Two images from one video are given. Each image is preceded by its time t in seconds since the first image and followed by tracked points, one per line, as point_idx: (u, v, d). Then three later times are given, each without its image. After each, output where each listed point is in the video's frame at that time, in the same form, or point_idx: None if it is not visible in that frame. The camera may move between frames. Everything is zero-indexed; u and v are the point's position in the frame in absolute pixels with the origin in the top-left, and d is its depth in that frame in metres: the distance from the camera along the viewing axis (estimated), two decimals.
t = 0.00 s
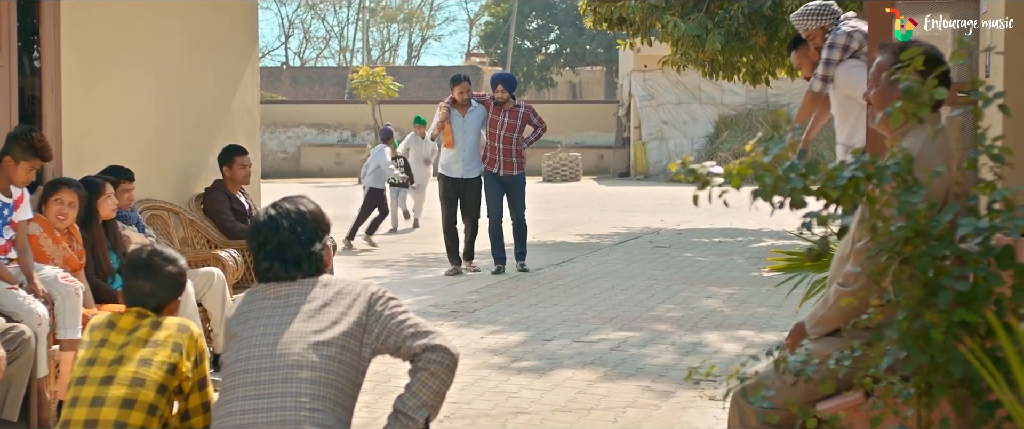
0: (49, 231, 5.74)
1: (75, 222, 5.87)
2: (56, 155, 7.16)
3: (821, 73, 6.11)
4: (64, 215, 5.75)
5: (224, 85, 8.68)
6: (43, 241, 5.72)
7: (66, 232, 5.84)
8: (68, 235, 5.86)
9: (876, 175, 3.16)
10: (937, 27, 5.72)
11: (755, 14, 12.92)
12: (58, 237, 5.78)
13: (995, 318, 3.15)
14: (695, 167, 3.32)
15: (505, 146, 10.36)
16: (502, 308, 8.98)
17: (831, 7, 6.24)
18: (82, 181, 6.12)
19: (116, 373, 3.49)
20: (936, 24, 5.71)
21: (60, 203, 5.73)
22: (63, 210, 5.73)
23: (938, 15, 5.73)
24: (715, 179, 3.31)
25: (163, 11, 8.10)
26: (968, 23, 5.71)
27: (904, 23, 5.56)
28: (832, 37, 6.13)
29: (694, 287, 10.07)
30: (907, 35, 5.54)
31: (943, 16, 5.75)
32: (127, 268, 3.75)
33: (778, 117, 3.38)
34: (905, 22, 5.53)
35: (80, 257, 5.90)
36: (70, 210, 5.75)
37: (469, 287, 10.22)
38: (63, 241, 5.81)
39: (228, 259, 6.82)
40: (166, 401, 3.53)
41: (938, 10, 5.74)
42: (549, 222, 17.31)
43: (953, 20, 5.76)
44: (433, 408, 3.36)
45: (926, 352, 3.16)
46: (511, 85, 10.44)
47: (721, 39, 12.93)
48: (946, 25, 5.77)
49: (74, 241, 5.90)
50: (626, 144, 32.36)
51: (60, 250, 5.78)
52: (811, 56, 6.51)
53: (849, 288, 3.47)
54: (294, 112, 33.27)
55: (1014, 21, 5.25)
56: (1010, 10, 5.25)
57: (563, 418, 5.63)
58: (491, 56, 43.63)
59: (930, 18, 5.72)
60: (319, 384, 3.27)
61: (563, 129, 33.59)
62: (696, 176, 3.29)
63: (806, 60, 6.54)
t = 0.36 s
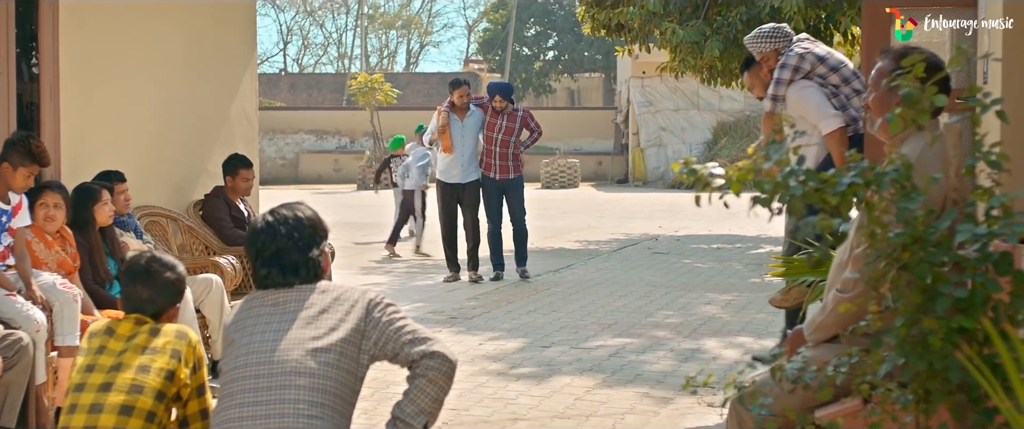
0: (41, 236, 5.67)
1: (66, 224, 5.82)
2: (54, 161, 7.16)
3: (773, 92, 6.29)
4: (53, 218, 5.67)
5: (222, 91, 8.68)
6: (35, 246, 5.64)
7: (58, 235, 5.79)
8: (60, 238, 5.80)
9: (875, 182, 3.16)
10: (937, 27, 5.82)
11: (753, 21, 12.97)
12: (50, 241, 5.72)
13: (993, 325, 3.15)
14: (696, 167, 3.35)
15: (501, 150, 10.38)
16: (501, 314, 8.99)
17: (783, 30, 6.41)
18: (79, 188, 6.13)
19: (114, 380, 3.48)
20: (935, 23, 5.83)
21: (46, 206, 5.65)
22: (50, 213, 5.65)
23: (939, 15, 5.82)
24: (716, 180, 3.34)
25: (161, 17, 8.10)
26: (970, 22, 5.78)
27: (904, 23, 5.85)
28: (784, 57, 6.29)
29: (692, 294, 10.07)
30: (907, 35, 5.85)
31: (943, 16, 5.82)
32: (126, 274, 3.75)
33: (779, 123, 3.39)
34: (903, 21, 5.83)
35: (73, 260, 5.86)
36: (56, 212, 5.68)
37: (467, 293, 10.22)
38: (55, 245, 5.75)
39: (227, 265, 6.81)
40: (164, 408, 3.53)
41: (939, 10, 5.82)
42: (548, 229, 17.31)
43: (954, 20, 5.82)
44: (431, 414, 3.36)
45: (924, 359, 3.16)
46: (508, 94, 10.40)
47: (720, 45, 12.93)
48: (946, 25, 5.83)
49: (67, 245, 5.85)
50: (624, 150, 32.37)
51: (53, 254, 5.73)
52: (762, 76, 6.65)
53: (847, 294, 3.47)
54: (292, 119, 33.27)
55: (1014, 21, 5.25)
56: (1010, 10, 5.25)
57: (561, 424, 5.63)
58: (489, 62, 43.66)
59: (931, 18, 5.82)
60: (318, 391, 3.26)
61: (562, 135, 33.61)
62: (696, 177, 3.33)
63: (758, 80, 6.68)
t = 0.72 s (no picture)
0: (36, 237, 5.70)
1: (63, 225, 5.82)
2: (54, 162, 7.17)
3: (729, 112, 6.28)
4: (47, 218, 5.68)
5: (222, 92, 8.67)
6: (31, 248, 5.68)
7: (54, 236, 5.80)
8: (56, 238, 5.81)
9: (875, 183, 3.16)
10: (936, 27, 5.82)
11: (753, 22, 12.99)
12: (45, 242, 5.74)
13: (994, 326, 3.15)
14: (698, 172, 3.37)
15: (507, 153, 10.30)
16: (501, 315, 8.99)
17: (741, 49, 6.38)
18: (80, 189, 6.12)
19: (115, 381, 3.48)
20: (935, 24, 5.82)
21: (39, 207, 5.68)
22: (43, 213, 5.67)
23: (939, 15, 5.82)
24: (716, 183, 3.38)
25: (161, 17, 8.10)
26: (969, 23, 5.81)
27: (904, 23, 5.83)
28: (741, 75, 6.30)
29: (693, 295, 10.07)
30: (908, 35, 5.84)
31: (943, 16, 5.82)
32: (127, 275, 3.76)
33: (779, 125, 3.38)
34: (903, 22, 5.82)
35: (70, 260, 5.86)
36: (50, 212, 5.69)
37: (467, 294, 10.22)
38: (51, 246, 5.77)
39: (227, 266, 6.81)
40: (164, 409, 3.53)
41: (938, 10, 5.82)
42: (548, 230, 17.31)
43: (953, 20, 5.82)
44: (431, 415, 3.35)
45: (925, 360, 3.16)
46: (518, 99, 10.35)
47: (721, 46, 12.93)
48: (946, 25, 5.84)
49: (63, 245, 5.85)
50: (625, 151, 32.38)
51: (49, 254, 5.74)
52: (720, 93, 6.59)
53: (848, 296, 3.48)
54: (292, 120, 33.28)
55: (1013, 21, 5.24)
56: (1010, 9, 5.23)
57: (561, 425, 5.63)
58: (490, 63, 43.65)
59: (930, 17, 5.81)
60: (318, 392, 3.26)
61: (562, 136, 33.61)
62: (698, 180, 3.35)
63: (716, 97, 6.61)
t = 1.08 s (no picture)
0: (36, 240, 5.72)
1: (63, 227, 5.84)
2: (55, 164, 7.17)
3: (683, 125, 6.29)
4: (48, 221, 5.69)
5: (222, 93, 8.67)
6: (30, 250, 5.69)
7: (54, 238, 5.82)
8: (57, 241, 5.83)
9: (876, 186, 3.16)
10: (937, 27, 5.82)
11: (753, 23, 12.99)
12: (46, 245, 5.76)
13: (995, 327, 3.15)
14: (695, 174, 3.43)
15: (514, 156, 10.17)
16: (501, 317, 8.99)
17: (694, 63, 6.39)
18: (81, 192, 6.13)
19: (115, 383, 3.48)
20: (935, 24, 5.82)
21: (42, 210, 5.69)
22: (46, 216, 5.68)
23: (939, 15, 5.82)
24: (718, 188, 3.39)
25: (161, 19, 8.09)
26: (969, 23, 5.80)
27: (905, 23, 5.84)
28: (695, 89, 6.31)
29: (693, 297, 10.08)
30: (908, 35, 5.84)
31: (943, 16, 5.82)
32: (127, 277, 3.77)
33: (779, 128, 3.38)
34: (903, 22, 5.83)
35: (70, 263, 5.88)
36: (52, 215, 5.71)
37: (467, 296, 10.23)
38: (51, 249, 5.78)
39: (227, 268, 6.81)
40: (164, 411, 3.53)
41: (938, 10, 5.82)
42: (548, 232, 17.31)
43: (954, 20, 5.82)
44: (431, 416, 3.35)
45: (925, 362, 3.16)
46: (524, 103, 10.19)
47: (721, 48, 12.93)
48: (946, 25, 5.83)
49: (64, 247, 5.87)
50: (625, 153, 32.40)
51: (49, 257, 5.76)
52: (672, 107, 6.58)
53: (848, 297, 3.48)
54: (293, 122, 33.29)
55: (1013, 21, 5.24)
56: (1010, 10, 5.23)
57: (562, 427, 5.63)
58: (490, 65, 43.65)
59: (931, 17, 5.81)
60: (318, 394, 3.26)
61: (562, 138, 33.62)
62: (697, 184, 3.41)
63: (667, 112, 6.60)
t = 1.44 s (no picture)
0: (38, 242, 5.72)
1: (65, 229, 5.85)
2: (55, 164, 7.17)
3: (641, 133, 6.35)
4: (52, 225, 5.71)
5: (222, 93, 8.67)
6: (32, 252, 5.69)
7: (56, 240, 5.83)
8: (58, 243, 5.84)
9: (875, 186, 3.16)
10: (937, 27, 5.82)
11: (753, 24, 12.99)
12: (48, 246, 5.77)
13: (995, 327, 3.15)
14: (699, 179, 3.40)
15: (512, 156, 10.17)
16: (501, 317, 8.99)
17: (650, 72, 6.45)
18: (81, 193, 6.14)
19: (115, 383, 3.48)
20: (935, 24, 5.82)
21: (47, 214, 5.70)
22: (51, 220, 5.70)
23: (939, 15, 5.82)
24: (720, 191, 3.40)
25: (161, 19, 8.09)
26: (969, 23, 5.81)
27: (905, 23, 5.84)
28: (652, 96, 6.37)
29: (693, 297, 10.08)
30: (908, 35, 5.83)
31: (943, 16, 5.82)
32: (127, 278, 3.77)
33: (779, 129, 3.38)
34: (903, 22, 5.83)
35: (71, 264, 5.89)
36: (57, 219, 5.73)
37: (467, 296, 10.23)
38: (52, 251, 5.79)
39: (227, 268, 6.81)
40: (164, 411, 3.52)
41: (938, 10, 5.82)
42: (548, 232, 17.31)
43: (953, 20, 5.83)
44: (431, 417, 3.35)
45: (925, 362, 3.16)
46: (516, 100, 10.21)
47: (721, 48, 12.93)
48: (946, 25, 5.83)
49: (65, 249, 5.88)
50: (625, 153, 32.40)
51: (50, 259, 5.77)
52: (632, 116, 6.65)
53: (848, 298, 3.48)
54: (293, 122, 33.31)
55: (1013, 21, 5.23)
56: (1010, 9, 5.22)
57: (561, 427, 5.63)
58: (490, 65, 43.64)
59: (930, 18, 5.81)
60: (318, 394, 3.26)
61: (562, 138, 33.62)
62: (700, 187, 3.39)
63: (628, 121, 6.67)
